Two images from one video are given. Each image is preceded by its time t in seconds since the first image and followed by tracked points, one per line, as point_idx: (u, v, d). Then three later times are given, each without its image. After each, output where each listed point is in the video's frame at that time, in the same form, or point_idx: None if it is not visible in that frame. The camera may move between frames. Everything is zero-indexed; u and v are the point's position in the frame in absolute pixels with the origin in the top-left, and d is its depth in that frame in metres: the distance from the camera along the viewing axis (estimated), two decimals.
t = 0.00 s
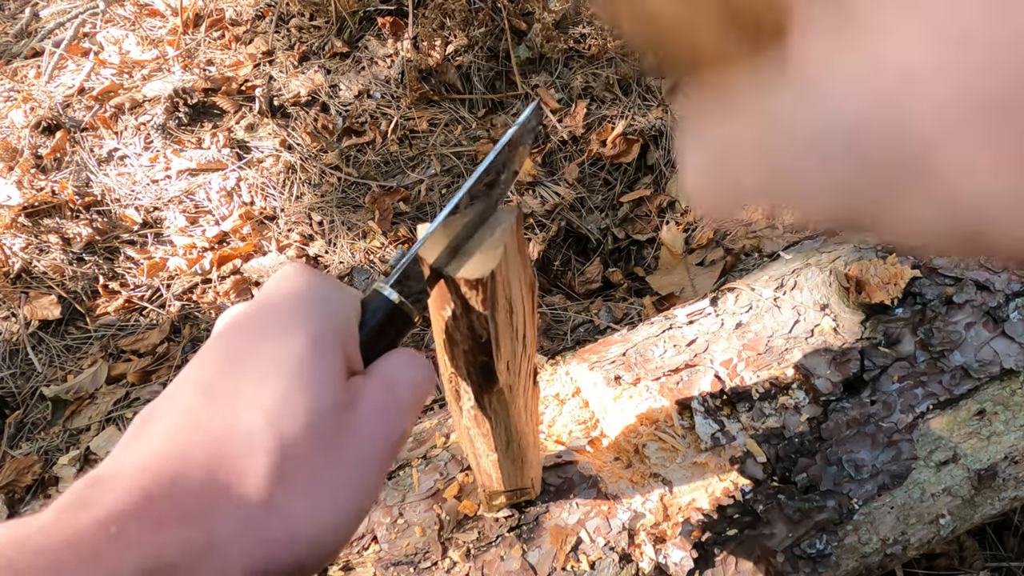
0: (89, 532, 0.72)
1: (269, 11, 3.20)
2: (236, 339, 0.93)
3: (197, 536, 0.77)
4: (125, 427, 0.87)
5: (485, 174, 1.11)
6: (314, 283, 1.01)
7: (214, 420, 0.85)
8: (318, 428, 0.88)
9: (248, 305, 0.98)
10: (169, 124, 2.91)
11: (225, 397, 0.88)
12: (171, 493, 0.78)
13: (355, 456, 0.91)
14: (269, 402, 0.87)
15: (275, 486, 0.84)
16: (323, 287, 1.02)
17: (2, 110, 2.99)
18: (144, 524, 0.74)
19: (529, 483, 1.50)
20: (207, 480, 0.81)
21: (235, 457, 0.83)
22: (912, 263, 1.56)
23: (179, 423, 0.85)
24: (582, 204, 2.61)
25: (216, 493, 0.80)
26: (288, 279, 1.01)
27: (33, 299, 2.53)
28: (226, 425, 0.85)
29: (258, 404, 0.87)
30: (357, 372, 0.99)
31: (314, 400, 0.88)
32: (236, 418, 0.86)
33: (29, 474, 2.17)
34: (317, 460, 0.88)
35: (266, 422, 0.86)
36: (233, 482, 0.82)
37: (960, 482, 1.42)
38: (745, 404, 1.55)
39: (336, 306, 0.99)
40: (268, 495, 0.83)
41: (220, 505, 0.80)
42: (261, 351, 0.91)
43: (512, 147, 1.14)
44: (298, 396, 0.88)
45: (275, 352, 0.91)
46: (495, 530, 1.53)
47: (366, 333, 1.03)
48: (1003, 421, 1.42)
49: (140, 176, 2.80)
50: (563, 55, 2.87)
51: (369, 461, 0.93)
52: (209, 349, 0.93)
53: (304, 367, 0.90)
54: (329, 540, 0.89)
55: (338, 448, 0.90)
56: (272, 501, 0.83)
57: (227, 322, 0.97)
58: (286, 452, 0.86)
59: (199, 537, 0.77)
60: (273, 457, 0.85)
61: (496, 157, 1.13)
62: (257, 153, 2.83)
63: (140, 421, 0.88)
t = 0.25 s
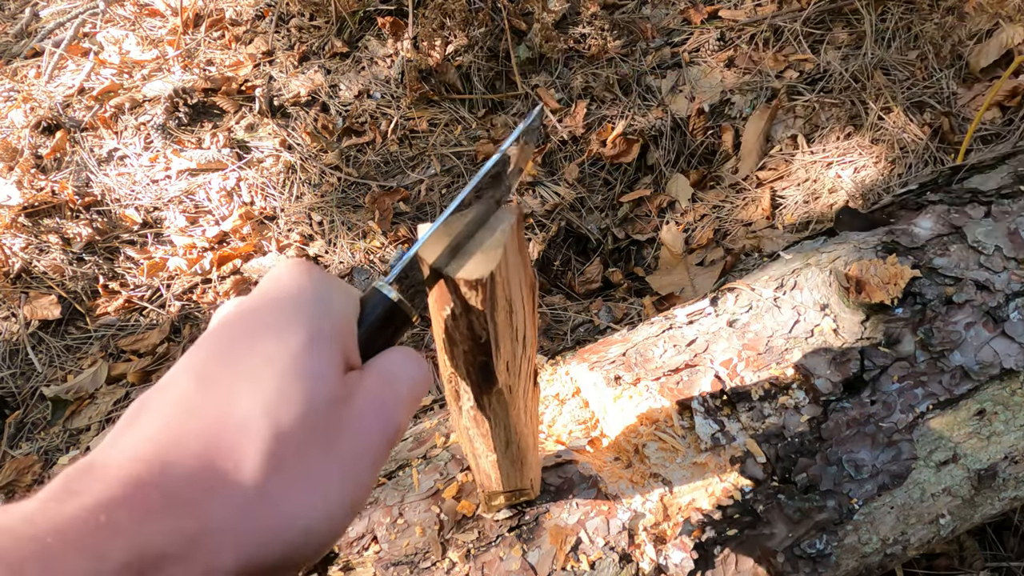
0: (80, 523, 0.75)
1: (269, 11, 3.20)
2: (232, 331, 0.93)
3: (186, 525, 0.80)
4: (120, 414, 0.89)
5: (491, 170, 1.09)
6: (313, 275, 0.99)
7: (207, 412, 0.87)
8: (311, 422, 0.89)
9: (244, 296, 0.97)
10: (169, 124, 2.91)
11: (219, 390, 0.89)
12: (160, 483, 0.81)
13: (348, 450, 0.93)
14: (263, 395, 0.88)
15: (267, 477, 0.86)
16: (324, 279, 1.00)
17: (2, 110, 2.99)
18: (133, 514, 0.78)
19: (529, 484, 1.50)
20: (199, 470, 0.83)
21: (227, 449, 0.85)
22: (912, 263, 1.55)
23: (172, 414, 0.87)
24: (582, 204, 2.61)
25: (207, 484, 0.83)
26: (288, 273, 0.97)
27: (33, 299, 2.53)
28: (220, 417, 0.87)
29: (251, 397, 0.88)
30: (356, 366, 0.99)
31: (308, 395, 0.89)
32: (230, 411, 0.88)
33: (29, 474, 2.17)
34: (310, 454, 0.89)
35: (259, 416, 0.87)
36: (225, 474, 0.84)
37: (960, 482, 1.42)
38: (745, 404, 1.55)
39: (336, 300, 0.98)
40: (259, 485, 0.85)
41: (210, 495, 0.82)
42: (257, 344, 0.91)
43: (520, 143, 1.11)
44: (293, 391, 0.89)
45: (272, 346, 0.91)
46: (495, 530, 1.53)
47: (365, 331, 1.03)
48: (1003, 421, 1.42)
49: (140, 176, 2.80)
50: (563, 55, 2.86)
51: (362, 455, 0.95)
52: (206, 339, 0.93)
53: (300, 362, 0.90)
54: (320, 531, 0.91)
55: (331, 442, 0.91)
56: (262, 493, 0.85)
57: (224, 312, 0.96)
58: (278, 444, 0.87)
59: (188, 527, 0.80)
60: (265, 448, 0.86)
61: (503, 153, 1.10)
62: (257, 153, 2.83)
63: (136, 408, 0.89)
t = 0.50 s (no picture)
0: (73, 512, 0.75)
1: (269, 11, 3.20)
2: (224, 329, 0.94)
3: (181, 515, 0.80)
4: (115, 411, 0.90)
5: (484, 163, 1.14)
6: (305, 272, 1.00)
7: (201, 407, 0.88)
8: (304, 415, 0.90)
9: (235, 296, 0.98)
10: (169, 124, 2.91)
11: (213, 385, 0.90)
12: (155, 475, 0.81)
13: (342, 443, 0.93)
14: (257, 389, 0.89)
15: (259, 468, 0.86)
16: (315, 275, 1.01)
17: (2, 110, 2.99)
18: (127, 505, 0.78)
19: (527, 483, 1.50)
20: (194, 461, 0.84)
21: (221, 442, 0.86)
22: (912, 263, 1.55)
23: (167, 409, 0.88)
24: (582, 204, 2.61)
25: (201, 476, 0.83)
26: (281, 270, 0.98)
27: (33, 299, 2.53)
28: (214, 411, 0.88)
29: (245, 391, 0.89)
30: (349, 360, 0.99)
31: (301, 389, 0.91)
32: (225, 405, 0.89)
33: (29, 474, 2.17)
34: (304, 447, 0.90)
35: (253, 409, 0.89)
36: (219, 466, 0.85)
37: (960, 482, 1.42)
38: (745, 404, 1.55)
39: (327, 295, 0.99)
40: (251, 476, 0.85)
41: (204, 486, 0.83)
42: (250, 340, 0.92)
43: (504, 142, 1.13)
44: (285, 385, 0.90)
45: (264, 341, 0.92)
46: (495, 530, 1.53)
47: (358, 325, 1.03)
48: (1003, 421, 1.42)
49: (140, 176, 2.80)
50: (563, 55, 2.86)
51: (356, 448, 0.94)
52: (200, 336, 0.94)
53: (293, 356, 0.92)
54: (316, 524, 0.90)
55: (324, 435, 0.91)
56: (256, 485, 0.85)
57: (219, 309, 0.98)
58: (270, 436, 0.88)
59: (182, 517, 0.80)
60: (256, 440, 0.87)
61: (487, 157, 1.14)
62: (257, 153, 2.83)
63: (131, 404, 0.90)
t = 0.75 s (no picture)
0: (105, 514, 0.75)
1: (269, 11, 3.20)
2: (260, 327, 0.93)
3: (212, 519, 0.80)
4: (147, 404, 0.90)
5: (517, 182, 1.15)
6: (341, 274, 0.99)
7: (234, 406, 0.87)
8: (338, 420, 0.89)
9: (270, 294, 0.97)
10: (168, 124, 2.91)
11: (246, 384, 0.89)
12: (186, 476, 0.80)
13: (370, 452, 0.94)
14: (291, 390, 0.88)
15: (291, 473, 0.86)
16: (350, 278, 1.00)
17: (2, 110, 2.99)
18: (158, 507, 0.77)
19: (531, 487, 1.50)
20: (227, 463, 0.83)
21: (254, 444, 0.85)
22: (912, 263, 1.55)
23: (199, 407, 0.86)
24: (582, 204, 2.61)
25: (233, 479, 0.83)
26: (316, 271, 0.98)
27: (33, 299, 2.53)
28: (247, 412, 0.87)
29: (279, 392, 0.88)
30: (381, 366, 0.99)
31: (335, 393, 0.89)
32: (258, 405, 0.87)
33: (29, 474, 2.17)
34: (334, 453, 0.90)
35: (287, 411, 0.87)
36: (250, 469, 0.84)
37: (960, 482, 1.42)
38: (745, 404, 1.55)
39: (362, 300, 0.98)
40: (284, 480, 0.85)
41: (237, 489, 0.82)
42: (284, 340, 0.91)
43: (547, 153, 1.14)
44: (320, 388, 0.89)
45: (300, 342, 0.91)
46: (495, 530, 1.53)
47: (391, 327, 1.02)
48: (1003, 421, 1.43)
49: (140, 176, 2.80)
50: (563, 55, 2.86)
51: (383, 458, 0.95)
52: (233, 333, 0.93)
53: (328, 358, 0.90)
54: (340, 530, 0.92)
55: (355, 442, 0.91)
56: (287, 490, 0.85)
57: (251, 307, 0.96)
58: (305, 440, 0.87)
59: (213, 522, 0.80)
60: (291, 443, 0.86)
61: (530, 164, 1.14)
62: (257, 153, 2.83)
63: (163, 397, 0.90)
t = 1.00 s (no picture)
0: (94, 507, 0.78)
1: (269, 11, 3.20)
2: (246, 321, 0.93)
3: (197, 512, 0.82)
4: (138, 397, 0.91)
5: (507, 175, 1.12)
6: (327, 268, 0.98)
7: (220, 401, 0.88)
8: (323, 415, 0.90)
9: (257, 286, 0.97)
10: (168, 124, 2.91)
11: (233, 379, 0.89)
12: (172, 470, 0.82)
13: (357, 444, 0.93)
14: (276, 386, 0.89)
15: (277, 466, 0.87)
16: (337, 272, 0.99)
17: (2, 110, 2.99)
18: (145, 500, 0.80)
19: (528, 486, 1.51)
20: (212, 457, 0.84)
21: (239, 438, 0.86)
22: (912, 263, 1.55)
23: (185, 402, 0.87)
24: (582, 204, 2.61)
25: (219, 472, 0.84)
26: (302, 266, 0.98)
27: (33, 299, 2.53)
28: (233, 406, 0.88)
29: (265, 387, 0.89)
30: (368, 359, 0.98)
31: (321, 387, 0.90)
32: (245, 400, 0.88)
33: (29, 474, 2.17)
34: (320, 447, 0.90)
35: (272, 406, 0.88)
36: (236, 462, 0.85)
37: (960, 482, 1.42)
38: (745, 404, 1.55)
39: (349, 294, 0.97)
40: (269, 473, 0.86)
41: (223, 483, 0.84)
42: (271, 335, 0.91)
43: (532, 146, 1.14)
44: (305, 382, 0.89)
45: (285, 337, 0.91)
46: (495, 530, 1.53)
47: (376, 321, 1.01)
48: (1003, 421, 1.42)
49: (140, 176, 2.80)
50: (563, 55, 2.86)
51: (372, 450, 0.95)
52: (220, 327, 0.93)
53: (313, 353, 0.90)
54: (329, 522, 0.92)
55: (341, 435, 0.92)
56: (272, 483, 0.86)
57: (238, 300, 0.96)
58: (289, 434, 0.87)
59: (198, 514, 0.82)
60: (275, 437, 0.87)
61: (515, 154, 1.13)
62: (257, 153, 2.83)
63: (151, 391, 0.91)
